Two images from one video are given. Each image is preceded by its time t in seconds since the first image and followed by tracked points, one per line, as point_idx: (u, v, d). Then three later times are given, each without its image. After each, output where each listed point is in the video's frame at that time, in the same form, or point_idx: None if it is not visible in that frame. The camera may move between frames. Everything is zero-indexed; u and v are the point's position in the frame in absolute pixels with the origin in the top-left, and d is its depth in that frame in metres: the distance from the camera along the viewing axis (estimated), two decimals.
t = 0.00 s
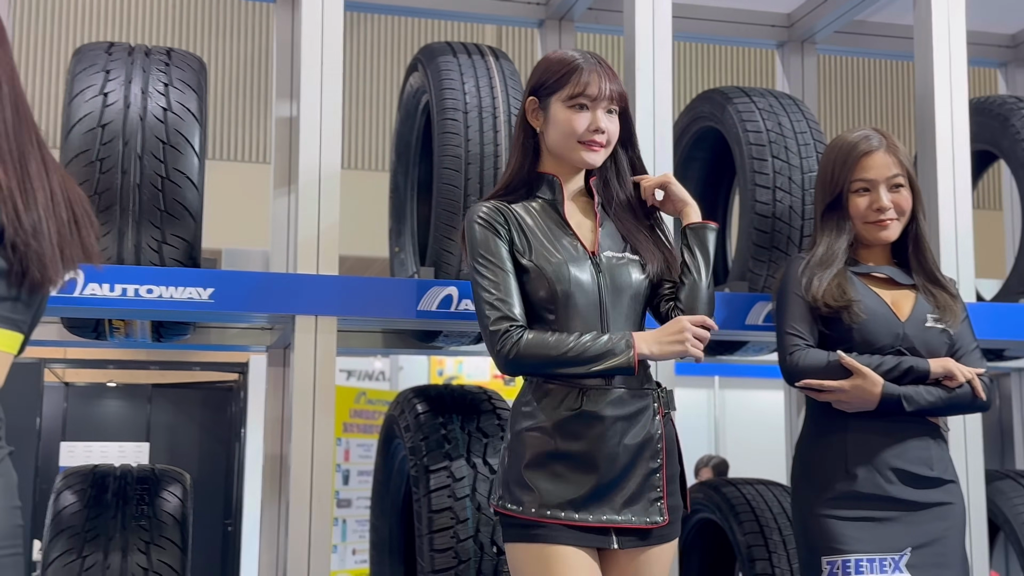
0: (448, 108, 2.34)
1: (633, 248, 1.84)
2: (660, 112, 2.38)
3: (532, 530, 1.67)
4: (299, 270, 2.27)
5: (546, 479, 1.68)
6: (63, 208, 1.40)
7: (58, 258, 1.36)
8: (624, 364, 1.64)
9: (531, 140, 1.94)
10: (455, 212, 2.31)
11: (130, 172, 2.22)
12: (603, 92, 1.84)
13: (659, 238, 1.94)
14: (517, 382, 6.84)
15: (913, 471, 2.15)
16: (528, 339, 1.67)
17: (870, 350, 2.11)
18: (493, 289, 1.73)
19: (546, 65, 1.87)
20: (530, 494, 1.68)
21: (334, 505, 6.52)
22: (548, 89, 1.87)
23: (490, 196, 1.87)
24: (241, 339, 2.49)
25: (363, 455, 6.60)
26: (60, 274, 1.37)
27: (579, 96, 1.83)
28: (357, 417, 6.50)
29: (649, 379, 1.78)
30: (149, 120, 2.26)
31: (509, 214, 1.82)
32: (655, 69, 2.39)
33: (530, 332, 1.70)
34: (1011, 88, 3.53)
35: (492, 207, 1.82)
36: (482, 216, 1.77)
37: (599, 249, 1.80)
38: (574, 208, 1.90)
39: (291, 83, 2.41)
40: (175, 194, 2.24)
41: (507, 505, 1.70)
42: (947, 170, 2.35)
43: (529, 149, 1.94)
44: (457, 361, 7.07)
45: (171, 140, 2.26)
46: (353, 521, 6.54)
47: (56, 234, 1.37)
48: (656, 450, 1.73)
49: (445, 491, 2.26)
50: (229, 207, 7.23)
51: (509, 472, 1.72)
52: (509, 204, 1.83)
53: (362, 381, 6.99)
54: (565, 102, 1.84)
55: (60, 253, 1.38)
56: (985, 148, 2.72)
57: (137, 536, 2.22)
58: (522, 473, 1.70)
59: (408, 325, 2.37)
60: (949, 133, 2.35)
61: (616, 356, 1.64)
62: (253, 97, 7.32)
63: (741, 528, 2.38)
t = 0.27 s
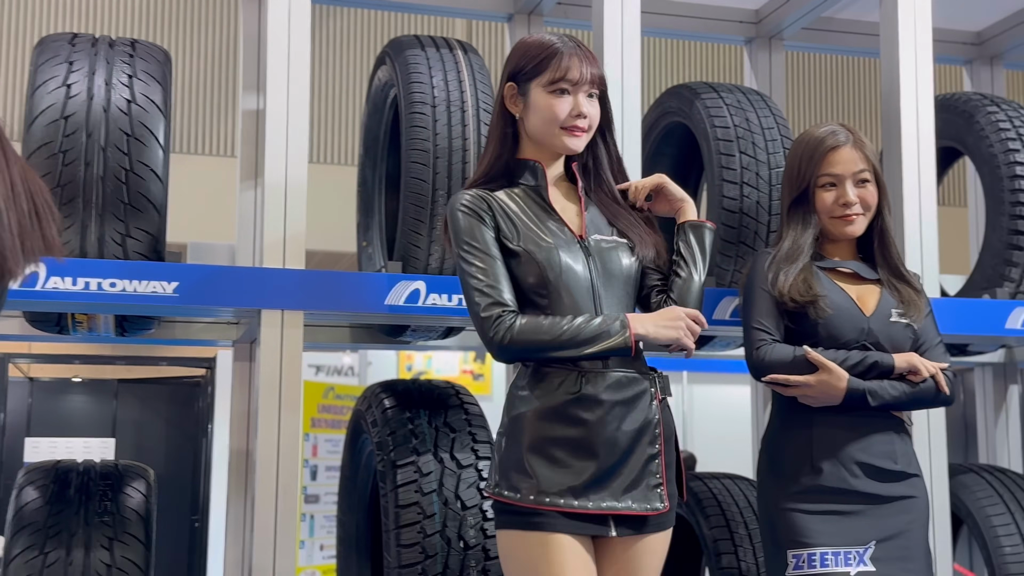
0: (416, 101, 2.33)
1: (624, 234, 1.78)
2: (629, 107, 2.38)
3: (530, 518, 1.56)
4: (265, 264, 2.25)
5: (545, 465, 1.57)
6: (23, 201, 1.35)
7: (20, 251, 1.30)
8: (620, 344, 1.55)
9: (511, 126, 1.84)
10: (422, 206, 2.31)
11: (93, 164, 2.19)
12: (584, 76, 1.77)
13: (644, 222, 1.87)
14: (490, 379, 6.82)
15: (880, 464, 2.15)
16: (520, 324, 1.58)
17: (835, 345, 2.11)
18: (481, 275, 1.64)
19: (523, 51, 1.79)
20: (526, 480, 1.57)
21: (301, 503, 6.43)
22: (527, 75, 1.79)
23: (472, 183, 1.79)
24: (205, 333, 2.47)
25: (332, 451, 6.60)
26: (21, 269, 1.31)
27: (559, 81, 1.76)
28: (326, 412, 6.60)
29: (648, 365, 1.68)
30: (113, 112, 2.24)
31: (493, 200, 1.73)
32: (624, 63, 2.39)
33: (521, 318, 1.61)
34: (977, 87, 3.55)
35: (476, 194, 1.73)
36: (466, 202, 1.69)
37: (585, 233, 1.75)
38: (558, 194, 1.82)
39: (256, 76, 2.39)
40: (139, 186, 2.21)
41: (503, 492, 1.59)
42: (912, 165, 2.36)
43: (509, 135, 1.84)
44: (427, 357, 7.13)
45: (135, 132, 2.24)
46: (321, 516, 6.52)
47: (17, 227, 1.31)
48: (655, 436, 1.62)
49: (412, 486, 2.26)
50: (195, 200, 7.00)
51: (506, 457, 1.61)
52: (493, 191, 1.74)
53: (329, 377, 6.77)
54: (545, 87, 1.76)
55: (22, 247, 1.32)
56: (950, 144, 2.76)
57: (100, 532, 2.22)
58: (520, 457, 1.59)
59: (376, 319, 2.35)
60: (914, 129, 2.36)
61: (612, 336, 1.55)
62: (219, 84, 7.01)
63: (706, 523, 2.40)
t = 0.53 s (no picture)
0: (383, 94, 2.31)
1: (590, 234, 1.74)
2: (597, 101, 2.38)
3: (480, 518, 1.58)
4: (230, 257, 2.23)
5: (495, 466, 1.59)
6: None
7: None
8: (572, 351, 1.58)
9: (480, 121, 1.80)
10: (389, 201, 2.30)
11: (54, 156, 2.16)
12: (556, 69, 1.73)
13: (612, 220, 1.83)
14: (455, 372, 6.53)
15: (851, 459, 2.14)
16: (474, 326, 1.60)
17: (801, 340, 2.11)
18: (438, 275, 1.65)
19: (494, 42, 1.75)
20: (475, 480, 1.59)
21: (267, 498, 6.38)
22: (498, 67, 1.75)
23: (437, 177, 1.77)
24: (169, 327, 2.45)
25: (299, 447, 6.57)
26: None
27: (531, 73, 1.72)
28: (293, 408, 6.52)
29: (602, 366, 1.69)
30: (75, 103, 2.21)
31: (456, 197, 1.72)
32: (592, 57, 2.39)
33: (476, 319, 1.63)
34: (943, 83, 3.60)
35: (438, 191, 1.72)
36: (426, 200, 1.68)
37: (548, 232, 1.72)
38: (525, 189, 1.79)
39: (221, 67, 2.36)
40: (101, 179, 2.19)
41: (453, 491, 1.61)
42: (879, 160, 2.37)
43: (477, 129, 1.80)
44: (398, 352, 6.89)
45: (97, 124, 2.21)
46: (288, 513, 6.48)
47: None
48: (605, 436, 1.63)
49: (379, 482, 2.24)
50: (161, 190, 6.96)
51: (457, 458, 1.63)
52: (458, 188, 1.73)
53: (299, 372, 6.93)
54: (516, 80, 1.73)
55: None
56: (916, 140, 2.79)
57: (62, 529, 2.30)
58: (470, 458, 1.61)
59: (341, 314, 2.33)
60: (881, 124, 2.37)
61: (563, 343, 1.57)
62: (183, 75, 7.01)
63: (675, 517, 2.40)
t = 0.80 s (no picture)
0: (350, 87, 2.29)
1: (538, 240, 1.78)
2: (564, 96, 2.38)
3: (424, 515, 1.66)
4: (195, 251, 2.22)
5: (439, 466, 1.68)
6: None
7: None
8: (507, 356, 1.62)
9: (438, 119, 1.85)
10: (356, 193, 2.28)
11: (14, 149, 2.14)
12: (517, 74, 1.76)
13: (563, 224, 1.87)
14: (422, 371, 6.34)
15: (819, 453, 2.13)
16: (412, 325, 1.64)
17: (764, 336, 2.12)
18: (380, 272, 1.68)
19: (459, 42, 1.78)
20: (419, 480, 1.68)
21: (234, 495, 6.42)
22: (460, 67, 1.78)
23: (391, 173, 1.81)
24: (134, 323, 2.45)
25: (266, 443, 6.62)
26: None
27: (492, 76, 1.75)
28: (259, 403, 6.55)
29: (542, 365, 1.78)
30: (36, 95, 2.19)
31: (406, 196, 1.75)
32: (559, 52, 2.39)
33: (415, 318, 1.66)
34: (908, 80, 3.64)
35: (388, 188, 1.75)
36: (376, 196, 1.71)
37: (493, 234, 1.77)
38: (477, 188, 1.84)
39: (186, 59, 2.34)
40: (63, 172, 2.16)
41: (399, 491, 1.70)
42: (844, 156, 2.38)
43: (435, 127, 1.85)
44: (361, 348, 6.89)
45: (59, 117, 2.19)
46: (254, 510, 6.52)
47: None
48: (544, 431, 1.74)
49: (345, 478, 2.23)
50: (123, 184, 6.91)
51: (402, 459, 1.71)
52: (409, 186, 1.77)
53: (265, 369, 6.70)
54: (476, 81, 1.76)
55: None
56: (880, 137, 2.81)
57: (24, 526, 2.34)
58: (413, 458, 1.70)
59: (306, 309, 2.32)
60: (846, 120, 2.39)
61: (500, 347, 1.62)
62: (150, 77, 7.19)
63: (642, 513, 2.41)
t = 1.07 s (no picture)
0: (316, 82, 2.27)
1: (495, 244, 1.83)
2: (532, 92, 2.37)
3: (384, 513, 1.67)
4: (158, 246, 2.20)
5: (397, 464, 1.69)
6: None
7: None
8: (457, 358, 1.67)
9: (394, 119, 1.88)
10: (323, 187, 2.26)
11: None
12: (475, 80, 1.79)
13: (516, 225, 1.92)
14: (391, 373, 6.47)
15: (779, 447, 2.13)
16: (364, 327, 1.67)
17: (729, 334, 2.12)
18: (334, 275, 1.71)
19: (419, 45, 1.80)
20: (378, 479, 1.68)
21: (199, 492, 6.47)
22: (418, 71, 1.81)
23: (345, 174, 1.84)
24: (97, 319, 2.43)
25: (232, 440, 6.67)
26: None
27: (450, 82, 1.78)
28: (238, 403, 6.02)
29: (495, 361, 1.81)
30: None
31: (360, 199, 1.79)
32: (526, 49, 2.38)
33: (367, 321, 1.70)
34: (873, 78, 3.68)
35: (342, 192, 1.78)
36: (330, 200, 1.74)
37: (447, 235, 1.81)
38: (430, 190, 1.88)
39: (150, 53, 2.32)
40: (24, 166, 2.15)
41: (358, 491, 1.70)
42: (810, 152, 2.39)
43: (391, 127, 1.88)
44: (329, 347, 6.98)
45: (20, 110, 2.16)
46: (220, 507, 6.60)
47: None
48: (501, 426, 1.76)
49: (311, 475, 2.22)
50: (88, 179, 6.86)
51: (360, 458, 1.72)
52: (363, 189, 1.80)
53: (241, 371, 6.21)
54: (434, 86, 1.79)
55: None
56: (846, 135, 2.84)
57: None
58: (372, 457, 1.70)
59: (271, 305, 2.31)
60: (813, 118, 2.40)
61: (450, 349, 1.67)
62: (115, 70, 7.08)
63: (608, 509, 2.42)
